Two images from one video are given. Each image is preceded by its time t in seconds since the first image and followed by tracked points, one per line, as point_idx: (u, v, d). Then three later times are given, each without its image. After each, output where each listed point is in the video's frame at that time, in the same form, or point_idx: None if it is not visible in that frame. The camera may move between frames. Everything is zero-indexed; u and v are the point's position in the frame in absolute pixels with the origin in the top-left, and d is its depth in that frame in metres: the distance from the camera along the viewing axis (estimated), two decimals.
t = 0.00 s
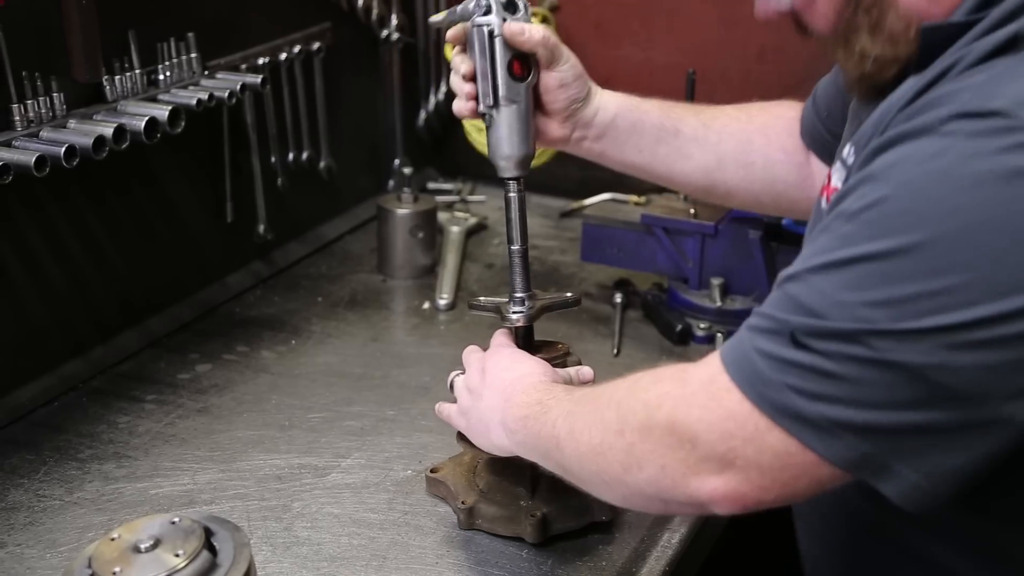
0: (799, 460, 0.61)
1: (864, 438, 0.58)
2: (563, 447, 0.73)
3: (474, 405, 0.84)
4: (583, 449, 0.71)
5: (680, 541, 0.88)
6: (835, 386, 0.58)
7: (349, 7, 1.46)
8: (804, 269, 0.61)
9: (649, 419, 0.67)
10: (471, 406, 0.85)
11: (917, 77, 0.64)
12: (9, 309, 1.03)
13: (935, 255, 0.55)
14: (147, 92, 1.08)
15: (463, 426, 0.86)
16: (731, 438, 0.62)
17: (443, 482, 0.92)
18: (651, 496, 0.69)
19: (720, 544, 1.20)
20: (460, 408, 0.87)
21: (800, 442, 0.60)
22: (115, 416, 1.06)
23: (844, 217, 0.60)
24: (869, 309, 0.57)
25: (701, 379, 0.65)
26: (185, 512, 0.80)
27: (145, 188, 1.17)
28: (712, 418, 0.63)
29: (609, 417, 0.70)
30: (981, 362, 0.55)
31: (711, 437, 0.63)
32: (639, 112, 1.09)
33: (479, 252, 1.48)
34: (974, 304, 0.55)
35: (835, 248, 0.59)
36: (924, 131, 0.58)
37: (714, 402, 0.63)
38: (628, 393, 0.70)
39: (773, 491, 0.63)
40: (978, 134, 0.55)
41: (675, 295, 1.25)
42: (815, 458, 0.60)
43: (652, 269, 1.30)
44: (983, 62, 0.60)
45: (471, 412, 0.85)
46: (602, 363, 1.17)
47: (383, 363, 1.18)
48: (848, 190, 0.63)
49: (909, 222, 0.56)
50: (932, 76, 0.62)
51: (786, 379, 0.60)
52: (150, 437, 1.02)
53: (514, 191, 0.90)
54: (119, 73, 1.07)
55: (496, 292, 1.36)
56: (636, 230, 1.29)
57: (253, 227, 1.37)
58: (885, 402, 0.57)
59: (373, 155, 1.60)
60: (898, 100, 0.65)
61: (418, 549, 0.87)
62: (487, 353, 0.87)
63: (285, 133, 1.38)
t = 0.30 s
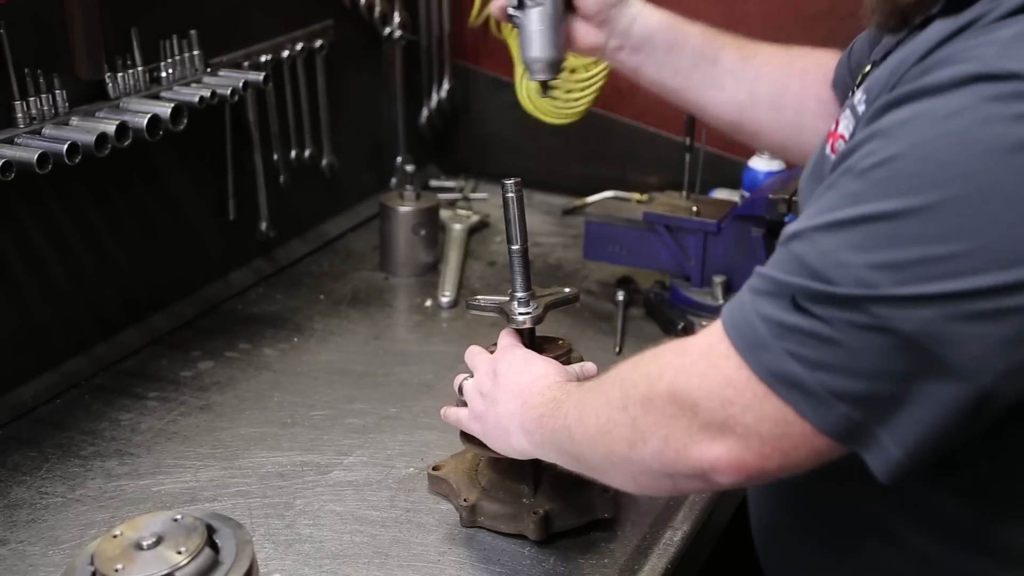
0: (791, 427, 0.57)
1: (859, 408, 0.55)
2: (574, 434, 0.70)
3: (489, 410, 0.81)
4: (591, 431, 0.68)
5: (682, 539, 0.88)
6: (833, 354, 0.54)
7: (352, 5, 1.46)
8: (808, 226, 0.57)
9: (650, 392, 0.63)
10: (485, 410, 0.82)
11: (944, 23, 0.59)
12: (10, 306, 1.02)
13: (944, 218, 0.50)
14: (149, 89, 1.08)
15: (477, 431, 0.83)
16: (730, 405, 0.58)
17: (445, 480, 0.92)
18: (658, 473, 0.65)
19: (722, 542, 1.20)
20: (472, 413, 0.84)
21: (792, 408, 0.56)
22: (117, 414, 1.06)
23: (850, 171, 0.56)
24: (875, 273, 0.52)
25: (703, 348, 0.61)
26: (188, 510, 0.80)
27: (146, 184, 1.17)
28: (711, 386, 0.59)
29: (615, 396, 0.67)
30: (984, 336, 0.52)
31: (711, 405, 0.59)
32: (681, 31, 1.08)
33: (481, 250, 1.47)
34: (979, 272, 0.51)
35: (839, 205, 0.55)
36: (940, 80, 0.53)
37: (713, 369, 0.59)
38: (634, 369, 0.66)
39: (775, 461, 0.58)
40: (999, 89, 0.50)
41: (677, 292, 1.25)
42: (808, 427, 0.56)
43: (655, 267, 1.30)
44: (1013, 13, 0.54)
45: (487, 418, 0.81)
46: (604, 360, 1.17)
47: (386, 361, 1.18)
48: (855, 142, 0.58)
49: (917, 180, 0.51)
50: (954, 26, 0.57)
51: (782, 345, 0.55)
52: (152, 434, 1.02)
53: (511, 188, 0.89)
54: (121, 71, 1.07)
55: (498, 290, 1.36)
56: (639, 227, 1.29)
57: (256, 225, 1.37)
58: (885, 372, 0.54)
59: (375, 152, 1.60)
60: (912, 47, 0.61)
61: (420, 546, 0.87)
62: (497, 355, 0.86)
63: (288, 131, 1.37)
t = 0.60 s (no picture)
0: (807, 399, 0.56)
1: (876, 371, 0.54)
2: (585, 422, 0.69)
3: (495, 404, 0.80)
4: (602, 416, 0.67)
5: (683, 536, 0.88)
6: (847, 320, 0.53)
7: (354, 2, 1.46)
8: (813, 195, 0.55)
9: (662, 373, 0.62)
10: (491, 405, 0.81)
11: None
12: (11, 303, 1.02)
13: (954, 179, 0.50)
14: (151, 87, 1.08)
15: (482, 427, 0.82)
16: (744, 380, 0.57)
17: (447, 476, 0.92)
18: (671, 454, 0.64)
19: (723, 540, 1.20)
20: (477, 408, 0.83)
21: (807, 377, 0.55)
22: (119, 411, 1.06)
23: (853, 139, 0.55)
24: (886, 238, 0.51)
25: (712, 326, 0.60)
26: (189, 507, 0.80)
27: (148, 182, 1.17)
28: (725, 361, 0.58)
29: (625, 379, 0.66)
30: (998, 294, 0.51)
31: (725, 381, 0.58)
32: (679, 147, 1.08)
33: (482, 247, 1.47)
34: (990, 231, 0.50)
35: (844, 174, 0.54)
36: (942, 43, 0.52)
37: (724, 346, 0.58)
38: (642, 352, 0.65)
39: (790, 435, 0.58)
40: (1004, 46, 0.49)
41: (680, 290, 1.25)
42: (824, 397, 0.56)
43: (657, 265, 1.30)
44: None
45: (492, 413, 0.81)
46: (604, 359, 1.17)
47: (387, 359, 1.18)
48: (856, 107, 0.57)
49: (925, 143, 0.50)
50: None
51: (795, 315, 0.55)
52: (153, 431, 1.02)
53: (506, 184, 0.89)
54: (123, 68, 1.07)
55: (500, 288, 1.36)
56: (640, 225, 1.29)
57: (257, 223, 1.37)
58: (900, 333, 0.53)
59: (377, 150, 1.60)
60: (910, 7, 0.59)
61: (421, 544, 0.87)
62: (501, 350, 0.85)
63: (289, 128, 1.38)
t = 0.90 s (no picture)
0: (891, 332, 0.56)
1: (962, 293, 0.54)
2: (636, 393, 0.67)
3: (515, 393, 0.78)
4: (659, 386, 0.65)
5: (685, 535, 0.88)
6: (932, 247, 0.53)
7: None
8: (872, 137, 0.55)
9: (730, 331, 0.61)
10: (509, 396, 0.79)
11: None
12: (14, 301, 1.03)
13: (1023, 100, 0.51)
14: (153, 85, 1.08)
15: (500, 420, 0.80)
16: (823, 323, 0.57)
17: (448, 474, 0.92)
18: (739, 413, 0.62)
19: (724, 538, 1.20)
20: (494, 401, 0.81)
21: (892, 311, 0.55)
22: (121, 409, 1.06)
23: (909, 76, 0.55)
24: (965, 163, 0.52)
25: (781, 274, 0.59)
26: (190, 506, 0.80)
27: (151, 180, 1.17)
28: (802, 307, 0.57)
29: (684, 342, 0.64)
30: None
31: (803, 326, 0.57)
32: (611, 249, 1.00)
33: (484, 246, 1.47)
34: None
35: (904, 111, 0.54)
36: None
37: (802, 291, 0.58)
38: (701, 312, 0.64)
39: (870, 375, 0.57)
40: None
41: (681, 288, 1.25)
42: (910, 326, 0.56)
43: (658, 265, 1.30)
44: None
45: (512, 403, 0.78)
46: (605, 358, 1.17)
47: (389, 358, 1.18)
48: (899, 47, 0.58)
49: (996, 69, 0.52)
50: None
51: (876, 252, 0.55)
52: (155, 430, 1.02)
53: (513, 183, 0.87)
54: (125, 67, 1.06)
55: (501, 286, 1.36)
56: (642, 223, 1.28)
57: (259, 221, 1.37)
58: (984, 253, 0.53)
59: (379, 148, 1.60)
60: None
61: (423, 542, 0.87)
62: (511, 342, 0.84)
63: (291, 126, 1.38)
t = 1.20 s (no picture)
0: (953, 284, 0.58)
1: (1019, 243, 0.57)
2: (679, 371, 0.67)
3: (533, 395, 0.77)
4: (709, 360, 0.65)
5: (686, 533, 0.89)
6: (994, 198, 0.56)
7: None
8: (925, 97, 0.58)
9: (788, 295, 0.61)
10: (526, 399, 0.78)
11: None
12: (17, 300, 1.02)
13: None
14: (154, 84, 1.08)
15: (520, 424, 0.78)
16: (885, 279, 0.58)
17: (449, 475, 0.93)
18: (794, 379, 0.63)
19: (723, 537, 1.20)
20: (509, 406, 0.79)
21: (954, 262, 0.57)
22: (122, 408, 1.06)
23: (960, 36, 0.58)
24: None
25: (836, 238, 0.60)
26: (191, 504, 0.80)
27: (153, 179, 1.17)
28: (864, 264, 0.58)
29: (734, 313, 0.64)
30: None
31: (865, 284, 0.58)
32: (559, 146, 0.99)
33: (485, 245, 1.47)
34: None
35: (957, 70, 0.57)
36: None
37: (863, 248, 0.59)
38: (749, 285, 0.64)
39: (930, 329, 0.59)
40: None
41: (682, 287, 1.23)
42: (974, 276, 0.58)
43: (659, 262, 1.28)
44: None
45: (531, 405, 0.77)
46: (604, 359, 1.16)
47: (390, 356, 1.18)
48: (941, 13, 0.61)
49: None
50: None
51: (940, 206, 0.57)
52: (157, 428, 1.02)
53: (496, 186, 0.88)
54: (126, 65, 1.06)
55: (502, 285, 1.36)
56: (642, 223, 1.27)
57: (260, 220, 1.37)
58: None
59: (380, 147, 1.60)
60: None
61: (424, 541, 0.87)
62: (517, 349, 0.82)
63: (292, 124, 1.38)
